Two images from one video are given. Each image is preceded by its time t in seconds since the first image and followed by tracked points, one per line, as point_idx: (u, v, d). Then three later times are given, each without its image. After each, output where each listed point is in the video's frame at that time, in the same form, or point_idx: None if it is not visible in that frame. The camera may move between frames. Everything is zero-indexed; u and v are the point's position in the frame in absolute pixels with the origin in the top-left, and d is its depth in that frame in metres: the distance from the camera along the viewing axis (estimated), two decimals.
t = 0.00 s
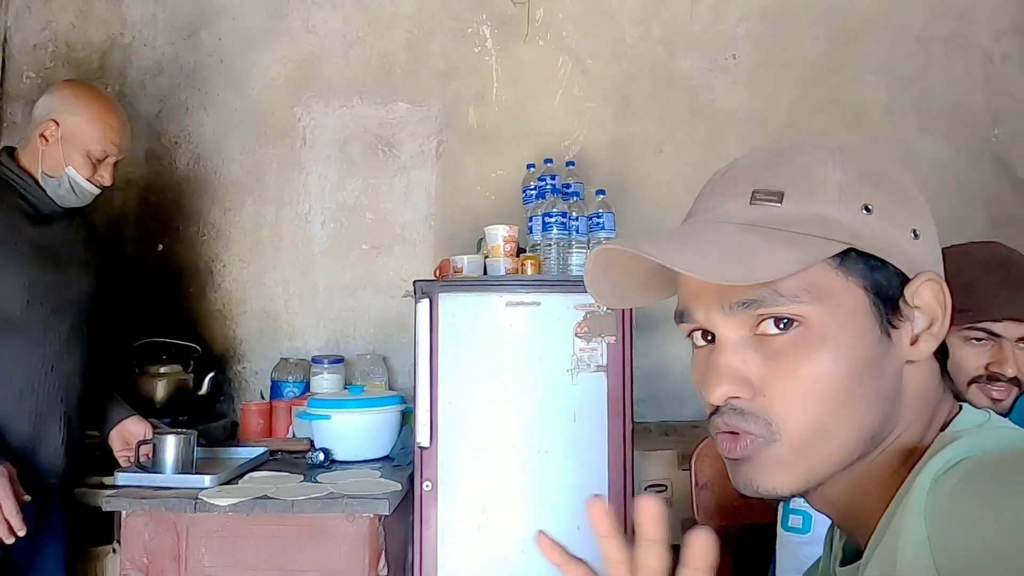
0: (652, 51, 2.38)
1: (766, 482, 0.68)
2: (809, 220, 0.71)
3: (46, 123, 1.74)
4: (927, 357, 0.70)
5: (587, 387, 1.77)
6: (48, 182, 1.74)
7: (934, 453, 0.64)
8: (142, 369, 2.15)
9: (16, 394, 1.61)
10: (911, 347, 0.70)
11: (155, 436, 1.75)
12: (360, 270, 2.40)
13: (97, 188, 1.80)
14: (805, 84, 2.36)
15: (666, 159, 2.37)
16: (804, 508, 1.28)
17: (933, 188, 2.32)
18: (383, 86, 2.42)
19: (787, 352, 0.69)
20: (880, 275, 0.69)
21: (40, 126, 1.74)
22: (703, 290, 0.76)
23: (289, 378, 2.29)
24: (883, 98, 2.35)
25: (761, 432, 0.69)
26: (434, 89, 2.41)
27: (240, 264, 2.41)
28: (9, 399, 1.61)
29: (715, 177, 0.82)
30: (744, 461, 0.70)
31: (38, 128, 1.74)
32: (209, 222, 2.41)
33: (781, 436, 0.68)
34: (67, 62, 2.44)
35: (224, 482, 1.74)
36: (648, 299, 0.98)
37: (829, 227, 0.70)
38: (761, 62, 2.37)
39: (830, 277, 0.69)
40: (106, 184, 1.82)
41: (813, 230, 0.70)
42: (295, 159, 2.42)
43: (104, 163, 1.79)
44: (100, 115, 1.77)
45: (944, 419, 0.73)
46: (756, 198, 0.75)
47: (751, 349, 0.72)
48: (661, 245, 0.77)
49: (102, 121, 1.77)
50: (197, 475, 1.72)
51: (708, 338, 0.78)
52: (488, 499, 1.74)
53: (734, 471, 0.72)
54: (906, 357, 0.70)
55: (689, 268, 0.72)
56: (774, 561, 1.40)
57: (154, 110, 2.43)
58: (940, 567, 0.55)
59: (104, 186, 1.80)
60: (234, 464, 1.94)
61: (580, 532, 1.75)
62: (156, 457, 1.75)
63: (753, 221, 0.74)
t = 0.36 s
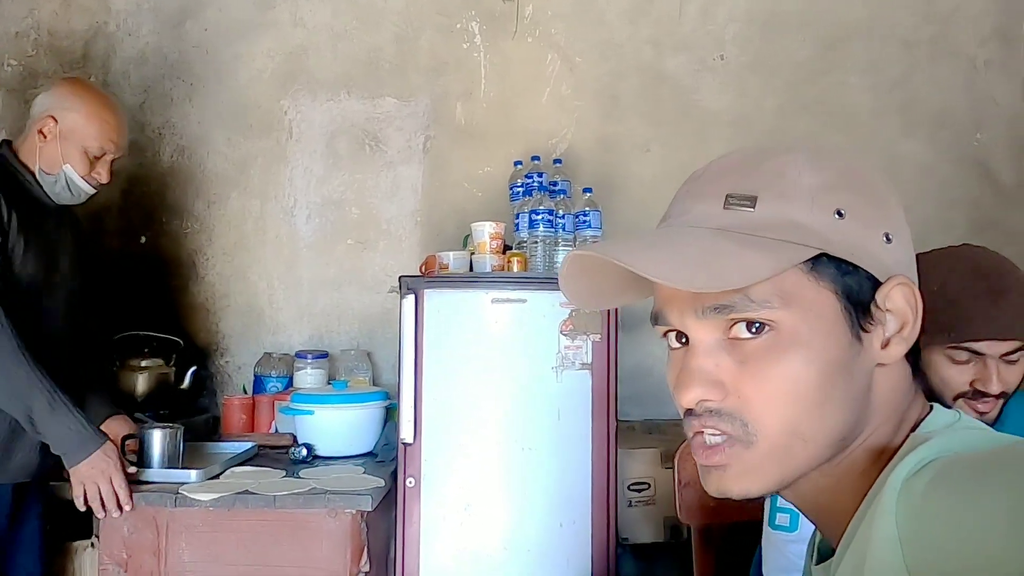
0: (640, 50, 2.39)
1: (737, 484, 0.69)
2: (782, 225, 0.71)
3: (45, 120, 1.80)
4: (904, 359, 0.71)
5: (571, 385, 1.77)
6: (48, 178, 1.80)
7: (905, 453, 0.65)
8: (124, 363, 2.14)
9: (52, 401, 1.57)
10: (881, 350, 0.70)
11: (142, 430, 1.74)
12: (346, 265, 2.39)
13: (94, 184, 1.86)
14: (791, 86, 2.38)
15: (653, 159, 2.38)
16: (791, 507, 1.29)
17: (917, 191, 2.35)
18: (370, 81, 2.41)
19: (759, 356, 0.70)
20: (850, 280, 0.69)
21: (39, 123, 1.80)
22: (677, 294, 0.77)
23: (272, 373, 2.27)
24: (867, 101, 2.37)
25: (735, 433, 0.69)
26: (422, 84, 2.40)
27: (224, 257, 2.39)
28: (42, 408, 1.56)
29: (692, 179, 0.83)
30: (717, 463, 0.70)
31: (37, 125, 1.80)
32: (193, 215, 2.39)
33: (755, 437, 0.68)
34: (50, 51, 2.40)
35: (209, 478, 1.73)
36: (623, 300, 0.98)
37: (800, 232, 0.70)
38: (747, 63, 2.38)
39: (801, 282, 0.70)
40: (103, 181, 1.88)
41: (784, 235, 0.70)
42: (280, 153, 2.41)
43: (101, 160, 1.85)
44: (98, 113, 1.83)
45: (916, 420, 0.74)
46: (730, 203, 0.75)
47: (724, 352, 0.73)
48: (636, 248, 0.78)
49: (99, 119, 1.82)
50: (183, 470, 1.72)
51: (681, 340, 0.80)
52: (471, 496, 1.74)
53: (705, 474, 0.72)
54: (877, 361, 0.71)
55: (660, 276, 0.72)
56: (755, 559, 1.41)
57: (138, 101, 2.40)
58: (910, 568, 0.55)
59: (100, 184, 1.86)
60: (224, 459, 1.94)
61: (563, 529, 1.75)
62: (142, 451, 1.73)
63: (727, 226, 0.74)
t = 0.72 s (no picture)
0: (629, 50, 2.40)
1: (727, 476, 0.70)
2: (776, 216, 0.72)
3: (62, 126, 1.84)
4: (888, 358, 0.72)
5: (556, 382, 1.77)
6: (63, 183, 1.86)
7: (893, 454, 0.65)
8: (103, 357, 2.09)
9: (50, 413, 1.57)
10: (871, 346, 0.71)
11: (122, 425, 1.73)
12: (331, 260, 2.38)
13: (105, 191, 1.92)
14: (778, 88, 2.40)
15: (639, 159, 2.39)
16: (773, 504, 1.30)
17: (899, 195, 2.38)
18: (358, 75, 2.39)
19: (751, 346, 0.71)
20: (842, 273, 0.70)
21: (56, 128, 1.84)
22: (672, 281, 0.77)
23: (254, 368, 2.26)
24: (852, 105, 2.40)
25: (726, 424, 0.70)
26: (409, 80, 2.39)
27: (207, 251, 2.37)
28: (39, 415, 1.55)
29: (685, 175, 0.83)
30: (707, 453, 0.71)
31: (54, 130, 1.84)
32: (176, 208, 2.36)
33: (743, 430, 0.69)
34: (31, 39, 2.36)
35: (190, 472, 1.71)
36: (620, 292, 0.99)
37: (795, 224, 0.71)
38: (735, 65, 2.40)
39: (794, 273, 0.71)
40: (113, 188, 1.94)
41: (778, 225, 0.71)
42: (266, 147, 2.39)
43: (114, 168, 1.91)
44: (117, 124, 1.88)
45: (901, 421, 0.75)
46: (726, 193, 0.76)
47: (716, 342, 0.73)
48: (633, 232, 0.78)
49: (117, 130, 1.87)
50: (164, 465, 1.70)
51: (674, 332, 0.81)
52: (454, 492, 1.74)
53: (696, 465, 0.72)
54: (865, 356, 0.72)
55: (658, 254, 0.73)
56: (736, 558, 1.42)
57: (122, 92, 2.37)
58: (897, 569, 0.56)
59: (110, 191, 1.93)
60: (204, 454, 1.93)
61: (545, 527, 1.76)
62: (122, 446, 1.72)
63: (721, 215, 0.75)
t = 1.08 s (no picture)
0: (620, 52, 2.41)
1: (720, 475, 0.70)
2: (768, 220, 0.72)
3: (52, 124, 1.84)
4: (873, 360, 0.73)
5: (545, 382, 1.77)
6: (65, 176, 1.83)
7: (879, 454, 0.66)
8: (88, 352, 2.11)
9: (41, 416, 1.57)
10: (862, 349, 0.73)
11: (105, 421, 1.72)
12: (319, 258, 2.37)
13: (111, 174, 1.86)
14: (767, 92, 2.41)
15: (629, 160, 2.40)
16: (757, 507, 1.30)
17: (886, 199, 2.40)
18: (349, 72, 2.39)
19: (743, 350, 0.71)
20: (833, 277, 0.71)
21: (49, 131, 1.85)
22: (663, 285, 0.77)
23: (241, 365, 2.24)
24: (841, 110, 2.42)
25: (719, 427, 0.70)
26: (400, 78, 2.39)
27: (194, 247, 2.35)
28: (29, 419, 1.55)
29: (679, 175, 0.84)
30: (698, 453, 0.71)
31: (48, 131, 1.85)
32: (163, 203, 2.34)
33: (542, 558, 0.91)
34: (16, 30, 2.34)
35: (175, 469, 1.70)
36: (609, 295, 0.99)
37: (787, 228, 0.71)
38: (725, 68, 2.41)
39: (786, 278, 0.72)
40: (119, 172, 1.87)
41: (770, 229, 0.72)
42: (255, 142, 2.37)
43: (112, 148, 1.86)
44: (101, 104, 1.88)
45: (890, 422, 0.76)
46: (718, 197, 0.76)
47: (709, 346, 0.73)
48: (627, 234, 0.79)
49: (103, 109, 1.87)
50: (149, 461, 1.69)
51: (667, 335, 0.80)
52: (442, 491, 1.73)
53: (686, 464, 0.73)
54: (856, 360, 0.73)
55: (652, 259, 0.73)
56: (721, 558, 1.43)
57: (110, 85, 2.35)
58: (880, 566, 0.57)
59: (115, 174, 1.86)
60: (189, 451, 1.91)
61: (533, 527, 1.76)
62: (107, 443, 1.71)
63: (715, 220, 0.75)
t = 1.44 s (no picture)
0: (616, 53, 2.41)
1: (699, 482, 0.70)
2: (748, 221, 0.73)
3: (31, 116, 1.86)
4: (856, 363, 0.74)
5: (536, 382, 1.78)
6: (47, 162, 1.83)
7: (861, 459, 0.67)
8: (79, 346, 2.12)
9: (30, 413, 1.58)
10: (839, 352, 0.73)
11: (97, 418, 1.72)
12: (313, 256, 2.37)
13: (92, 153, 1.85)
14: (762, 95, 2.42)
15: (624, 162, 2.41)
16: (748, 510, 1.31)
17: (878, 204, 2.41)
18: (345, 70, 2.38)
19: (722, 352, 0.72)
20: (812, 279, 0.72)
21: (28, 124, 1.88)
22: (643, 286, 0.78)
23: (233, 363, 2.24)
24: (835, 114, 2.43)
25: (700, 429, 0.71)
26: (396, 78, 2.39)
27: (188, 244, 2.34)
28: (19, 416, 1.56)
29: (661, 176, 0.84)
30: (677, 455, 0.71)
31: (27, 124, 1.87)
32: (157, 200, 2.34)
33: None
34: (10, 24, 2.33)
35: (167, 467, 1.70)
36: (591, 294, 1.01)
37: (767, 229, 0.72)
38: (720, 71, 2.42)
39: (766, 279, 0.72)
40: (100, 149, 1.86)
41: (750, 230, 0.73)
42: (249, 140, 2.37)
43: (88, 127, 1.86)
44: (75, 90, 1.89)
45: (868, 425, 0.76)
46: (698, 198, 0.77)
47: (688, 347, 0.74)
48: (606, 235, 0.79)
49: (76, 94, 1.88)
50: (139, 459, 1.69)
51: (644, 336, 0.82)
52: (433, 491, 1.74)
53: (664, 469, 0.73)
54: (834, 362, 0.73)
55: (631, 257, 0.73)
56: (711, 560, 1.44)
57: (104, 81, 2.35)
58: (865, 567, 0.57)
59: (95, 151, 1.85)
60: (180, 449, 1.91)
61: (523, 527, 1.76)
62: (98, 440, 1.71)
63: (694, 220, 0.76)
